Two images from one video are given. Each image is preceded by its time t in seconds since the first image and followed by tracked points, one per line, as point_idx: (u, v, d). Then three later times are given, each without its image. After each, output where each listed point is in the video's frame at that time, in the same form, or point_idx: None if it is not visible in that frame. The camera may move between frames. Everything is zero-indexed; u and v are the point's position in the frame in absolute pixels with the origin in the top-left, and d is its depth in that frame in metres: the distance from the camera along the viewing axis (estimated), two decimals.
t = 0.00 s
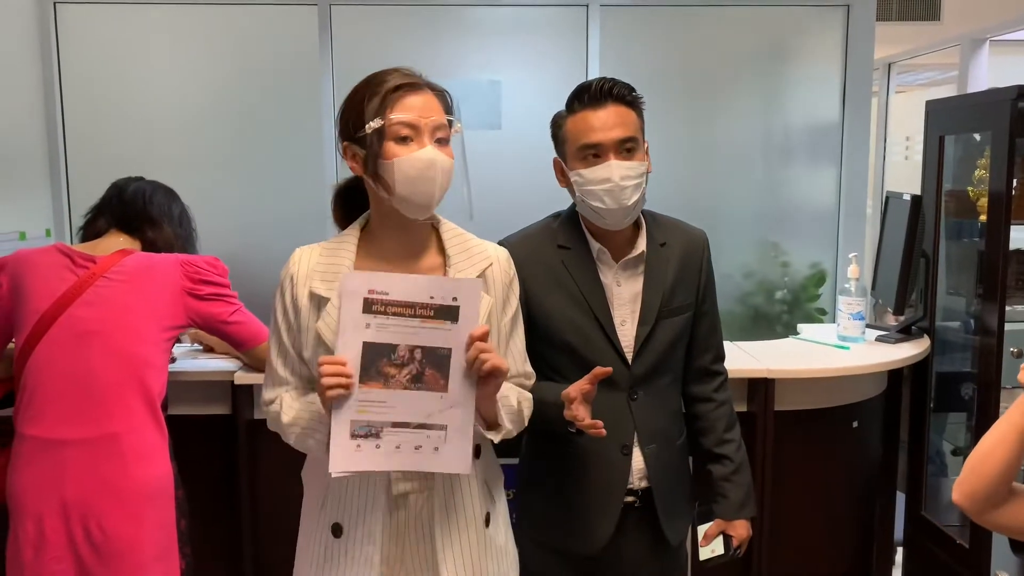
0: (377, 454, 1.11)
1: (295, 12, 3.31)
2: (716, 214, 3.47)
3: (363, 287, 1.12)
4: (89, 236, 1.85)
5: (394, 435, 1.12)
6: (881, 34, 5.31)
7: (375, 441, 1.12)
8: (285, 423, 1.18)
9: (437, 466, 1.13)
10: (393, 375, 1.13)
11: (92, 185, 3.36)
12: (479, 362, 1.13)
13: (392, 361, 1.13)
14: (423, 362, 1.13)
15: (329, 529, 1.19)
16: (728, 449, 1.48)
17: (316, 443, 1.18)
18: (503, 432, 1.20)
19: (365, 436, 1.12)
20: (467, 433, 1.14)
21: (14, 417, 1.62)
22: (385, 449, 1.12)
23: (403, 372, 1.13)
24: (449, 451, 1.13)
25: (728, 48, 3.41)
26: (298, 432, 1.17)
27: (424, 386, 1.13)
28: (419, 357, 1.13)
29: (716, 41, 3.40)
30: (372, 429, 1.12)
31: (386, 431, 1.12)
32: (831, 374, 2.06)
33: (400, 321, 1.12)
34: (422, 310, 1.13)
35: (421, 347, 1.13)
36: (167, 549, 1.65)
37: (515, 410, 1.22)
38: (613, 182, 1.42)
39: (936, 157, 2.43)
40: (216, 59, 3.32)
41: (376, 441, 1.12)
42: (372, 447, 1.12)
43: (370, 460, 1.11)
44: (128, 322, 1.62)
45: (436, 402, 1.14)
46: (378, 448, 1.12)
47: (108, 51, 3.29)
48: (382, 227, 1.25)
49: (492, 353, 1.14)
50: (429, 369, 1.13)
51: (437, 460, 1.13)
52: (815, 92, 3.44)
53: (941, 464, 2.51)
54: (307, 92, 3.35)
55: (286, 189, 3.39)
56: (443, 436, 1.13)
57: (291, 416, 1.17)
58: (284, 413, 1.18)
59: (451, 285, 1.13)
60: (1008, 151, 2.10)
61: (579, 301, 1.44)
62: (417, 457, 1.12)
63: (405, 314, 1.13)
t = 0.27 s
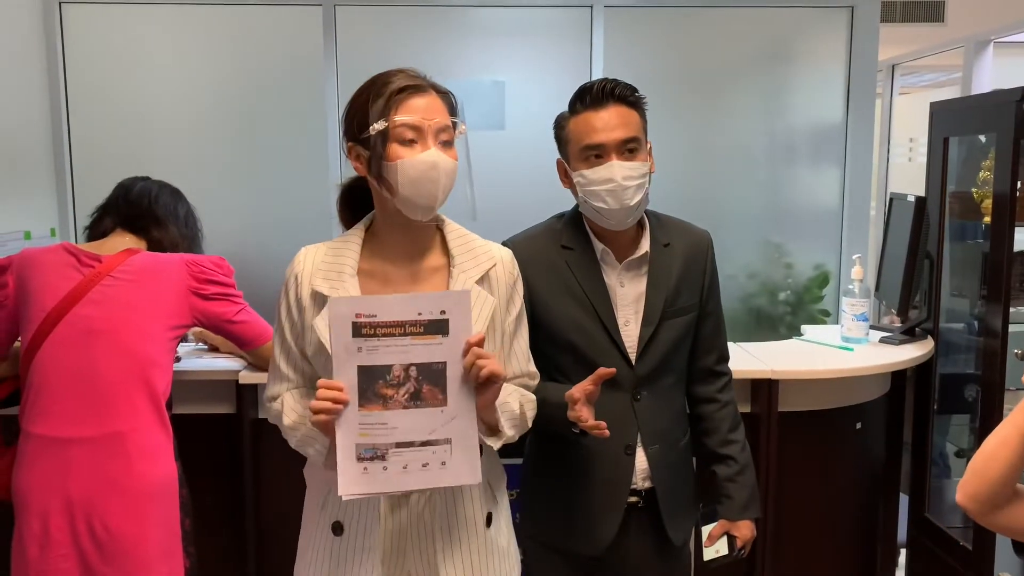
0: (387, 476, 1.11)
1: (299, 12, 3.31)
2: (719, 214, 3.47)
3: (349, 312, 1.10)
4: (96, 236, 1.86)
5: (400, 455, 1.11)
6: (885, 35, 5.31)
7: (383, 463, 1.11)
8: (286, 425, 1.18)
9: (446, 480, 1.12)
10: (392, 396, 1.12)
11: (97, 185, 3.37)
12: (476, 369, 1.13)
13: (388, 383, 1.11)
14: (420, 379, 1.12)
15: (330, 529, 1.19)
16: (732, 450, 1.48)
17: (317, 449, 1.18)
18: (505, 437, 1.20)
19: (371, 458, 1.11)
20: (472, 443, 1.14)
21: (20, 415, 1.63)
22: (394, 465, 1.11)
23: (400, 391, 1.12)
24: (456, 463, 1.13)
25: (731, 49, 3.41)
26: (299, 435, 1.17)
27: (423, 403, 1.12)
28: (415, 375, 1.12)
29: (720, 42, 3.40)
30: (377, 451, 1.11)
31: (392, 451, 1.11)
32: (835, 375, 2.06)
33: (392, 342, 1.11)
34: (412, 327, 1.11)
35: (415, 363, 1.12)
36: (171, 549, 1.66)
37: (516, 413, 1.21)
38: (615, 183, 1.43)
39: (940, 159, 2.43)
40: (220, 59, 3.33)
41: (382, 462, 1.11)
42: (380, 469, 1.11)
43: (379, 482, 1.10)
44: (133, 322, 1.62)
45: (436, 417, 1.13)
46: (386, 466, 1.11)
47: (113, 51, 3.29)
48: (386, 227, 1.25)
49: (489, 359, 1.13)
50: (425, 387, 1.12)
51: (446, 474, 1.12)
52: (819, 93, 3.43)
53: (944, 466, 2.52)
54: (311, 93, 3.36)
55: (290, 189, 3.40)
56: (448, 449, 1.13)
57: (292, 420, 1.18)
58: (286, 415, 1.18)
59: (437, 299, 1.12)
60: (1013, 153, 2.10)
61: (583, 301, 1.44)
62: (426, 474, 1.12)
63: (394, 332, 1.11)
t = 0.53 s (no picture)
0: (377, 471, 1.11)
1: (301, 12, 3.32)
2: (721, 214, 3.47)
3: (342, 308, 1.09)
4: (98, 235, 1.87)
5: (390, 452, 1.11)
6: (887, 36, 5.30)
7: (373, 459, 1.11)
8: (286, 423, 1.19)
9: (436, 478, 1.12)
10: (383, 394, 1.12)
11: (99, 184, 3.37)
12: (467, 368, 1.11)
13: (380, 380, 1.11)
14: (412, 377, 1.12)
15: (327, 527, 1.19)
16: (735, 450, 1.48)
17: (313, 449, 1.17)
18: (497, 439, 1.18)
19: (362, 454, 1.11)
20: (464, 444, 1.12)
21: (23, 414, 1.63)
22: (381, 462, 1.11)
23: (391, 390, 1.12)
24: (446, 462, 1.12)
25: (733, 49, 3.41)
26: (299, 432, 1.18)
27: (414, 400, 1.12)
28: (406, 374, 1.12)
29: (722, 42, 3.40)
30: (367, 447, 1.11)
31: (382, 447, 1.11)
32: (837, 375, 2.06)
33: (384, 339, 1.11)
34: (405, 325, 1.11)
35: (408, 362, 1.12)
36: (171, 548, 1.66)
37: (512, 415, 1.20)
38: (615, 182, 1.42)
39: (942, 159, 2.43)
40: (222, 59, 3.33)
41: (373, 458, 1.11)
42: (370, 465, 1.11)
43: (368, 477, 1.11)
44: (135, 321, 1.63)
45: (427, 415, 1.12)
46: (375, 462, 1.11)
47: (115, 51, 3.30)
48: (386, 226, 1.25)
49: (479, 359, 1.12)
50: (417, 385, 1.12)
51: (436, 472, 1.12)
52: (822, 93, 3.43)
53: (947, 466, 2.52)
54: (313, 92, 3.36)
55: (292, 189, 3.40)
56: (439, 448, 1.12)
57: (293, 418, 1.18)
58: (286, 414, 1.19)
59: (430, 297, 1.11)
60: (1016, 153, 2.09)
61: (583, 301, 1.44)
62: (417, 471, 1.12)
63: (386, 330, 1.11)
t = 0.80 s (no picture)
0: (371, 473, 1.11)
1: (304, 13, 3.32)
2: (723, 215, 3.47)
3: (341, 311, 1.10)
4: (102, 236, 1.87)
5: (385, 455, 1.11)
6: (889, 37, 5.30)
7: (368, 460, 1.11)
8: (285, 422, 1.19)
9: (431, 482, 1.12)
10: (380, 397, 1.11)
11: (101, 185, 3.38)
12: (464, 375, 1.11)
13: (377, 383, 1.11)
14: (409, 381, 1.11)
15: (327, 527, 1.19)
16: (736, 451, 1.48)
17: (313, 449, 1.18)
18: (495, 445, 1.17)
19: (358, 454, 1.12)
20: (459, 449, 1.12)
21: (26, 414, 1.63)
22: (377, 464, 1.11)
23: (388, 393, 1.11)
24: (441, 467, 1.12)
25: (736, 49, 3.41)
26: (298, 432, 1.18)
27: (410, 405, 1.12)
28: (404, 378, 1.11)
29: (724, 43, 3.40)
30: (363, 448, 1.11)
31: (377, 449, 1.11)
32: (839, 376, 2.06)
33: (382, 343, 1.11)
34: (403, 330, 1.11)
35: (405, 366, 1.11)
36: (174, 548, 1.66)
37: (510, 419, 1.19)
38: (614, 183, 1.42)
39: (945, 160, 2.43)
40: (225, 59, 3.33)
41: (368, 459, 1.11)
42: (365, 466, 1.11)
43: (362, 479, 1.11)
44: (138, 321, 1.63)
45: (423, 420, 1.12)
46: (371, 464, 1.11)
47: (118, 51, 3.30)
48: (385, 226, 1.25)
49: (477, 365, 1.12)
50: (414, 389, 1.11)
51: (431, 476, 1.12)
52: (824, 94, 3.43)
53: (949, 467, 2.53)
54: (316, 93, 3.36)
55: (294, 189, 3.40)
56: (434, 452, 1.12)
57: (291, 418, 1.18)
58: (285, 414, 1.19)
59: (430, 302, 1.11)
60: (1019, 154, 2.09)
61: (584, 301, 1.44)
62: (411, 475, 1.11)
63: (384, 334, 1.11)
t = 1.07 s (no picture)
0: (365, 474, 1.11)
1: (305, 13, 3.32)
2: (724, 215, 3.47)
3: (345, 317, 1.10)
4: (103, 236, 1.87)
5: (380, 457, 1.11)
6: (890, 37, 5.30)
7: (362, 462, 1.11)
8: (283, 423, 1.19)
9: (424, 486, 1.11)
10: (379, 403, 1.11)
11: (102, 185, 3.38)
12: (463, 389, 1.10)
13: (376, 390, 1.11)
14: (408, 391, 1.11)
15: (326, 526, 1.19)
16: (736, 451, 1.48)
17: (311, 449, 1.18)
18: (492, 453, 1.17)
19: (353, 455, 1.11)
20: (455, 456, 1.11)
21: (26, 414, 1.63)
22: (372, 466, 1.11)
23: (387, 401, 1.11)
24: (435, 471, 1.11)
25: (737, 49, 3.40)
26: (296, 432, 1.17)
27: (409, 413, 1.11)
28: (404, 389, 1.11)
29: (726, 43, 3.40)
30: (359, 449, 1.11)
31: (373, 452, 1.11)
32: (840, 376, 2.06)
33: (383, 352, 1.10)
34: (405, 341, 1.10)
35: (405, 376, 1.11)
36: (174, 548, 1.66)
37: (509, 427, 1.19)
38: (611, 186, 1.42)
39: (946, 160, 2.43)
40: (225, 59, 3.33)
41: (363, 460, 1.11)
42: (360, 467, 1.11)
43: (357, 479, 1.11)
44: (140, 321, 1.63)
45: (421, 427, 1.11)
46: (366, 465, 1.11)
47: (118, 51, 3.30)
48: (384, 226, 1.25)
49: (477, 380, 1.11)
50: (414, 399, 1.11)
51: (424, 481, 1.11)
52: (825, 94, 3.43)
53: (950, 468, 2.52)
54: (316, 93, 3.36)
55: (294, 189, 3.40)
56: (429, 458, 1.11)
57: (287, 418, 1.18)
58: (283, 414, 1.19)
59: (433, 316, 1.09)
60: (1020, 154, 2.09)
61: (584, 301, 1.44)
62: (403, 478, 1.11)
63: (386, 344, 1.10)
